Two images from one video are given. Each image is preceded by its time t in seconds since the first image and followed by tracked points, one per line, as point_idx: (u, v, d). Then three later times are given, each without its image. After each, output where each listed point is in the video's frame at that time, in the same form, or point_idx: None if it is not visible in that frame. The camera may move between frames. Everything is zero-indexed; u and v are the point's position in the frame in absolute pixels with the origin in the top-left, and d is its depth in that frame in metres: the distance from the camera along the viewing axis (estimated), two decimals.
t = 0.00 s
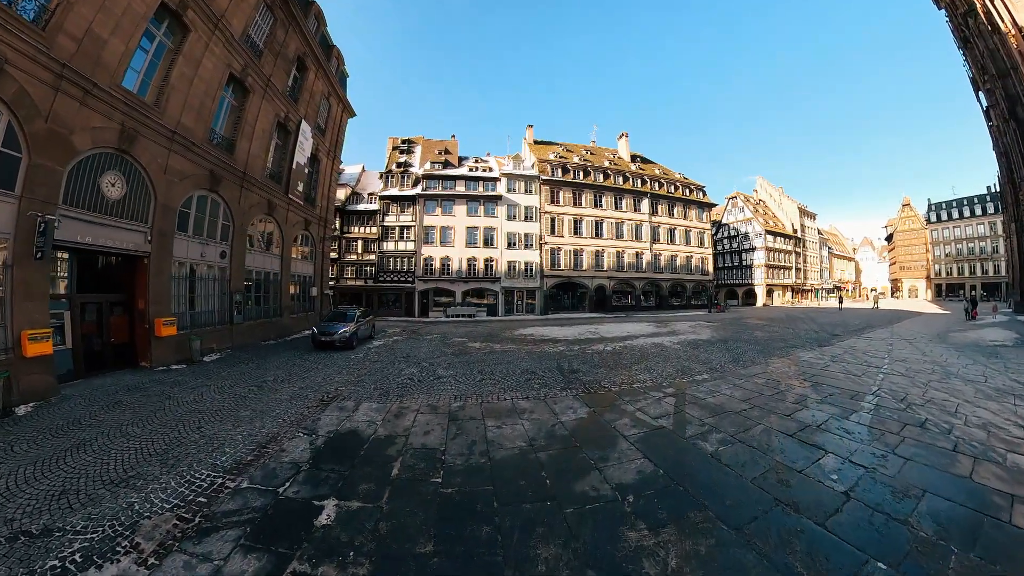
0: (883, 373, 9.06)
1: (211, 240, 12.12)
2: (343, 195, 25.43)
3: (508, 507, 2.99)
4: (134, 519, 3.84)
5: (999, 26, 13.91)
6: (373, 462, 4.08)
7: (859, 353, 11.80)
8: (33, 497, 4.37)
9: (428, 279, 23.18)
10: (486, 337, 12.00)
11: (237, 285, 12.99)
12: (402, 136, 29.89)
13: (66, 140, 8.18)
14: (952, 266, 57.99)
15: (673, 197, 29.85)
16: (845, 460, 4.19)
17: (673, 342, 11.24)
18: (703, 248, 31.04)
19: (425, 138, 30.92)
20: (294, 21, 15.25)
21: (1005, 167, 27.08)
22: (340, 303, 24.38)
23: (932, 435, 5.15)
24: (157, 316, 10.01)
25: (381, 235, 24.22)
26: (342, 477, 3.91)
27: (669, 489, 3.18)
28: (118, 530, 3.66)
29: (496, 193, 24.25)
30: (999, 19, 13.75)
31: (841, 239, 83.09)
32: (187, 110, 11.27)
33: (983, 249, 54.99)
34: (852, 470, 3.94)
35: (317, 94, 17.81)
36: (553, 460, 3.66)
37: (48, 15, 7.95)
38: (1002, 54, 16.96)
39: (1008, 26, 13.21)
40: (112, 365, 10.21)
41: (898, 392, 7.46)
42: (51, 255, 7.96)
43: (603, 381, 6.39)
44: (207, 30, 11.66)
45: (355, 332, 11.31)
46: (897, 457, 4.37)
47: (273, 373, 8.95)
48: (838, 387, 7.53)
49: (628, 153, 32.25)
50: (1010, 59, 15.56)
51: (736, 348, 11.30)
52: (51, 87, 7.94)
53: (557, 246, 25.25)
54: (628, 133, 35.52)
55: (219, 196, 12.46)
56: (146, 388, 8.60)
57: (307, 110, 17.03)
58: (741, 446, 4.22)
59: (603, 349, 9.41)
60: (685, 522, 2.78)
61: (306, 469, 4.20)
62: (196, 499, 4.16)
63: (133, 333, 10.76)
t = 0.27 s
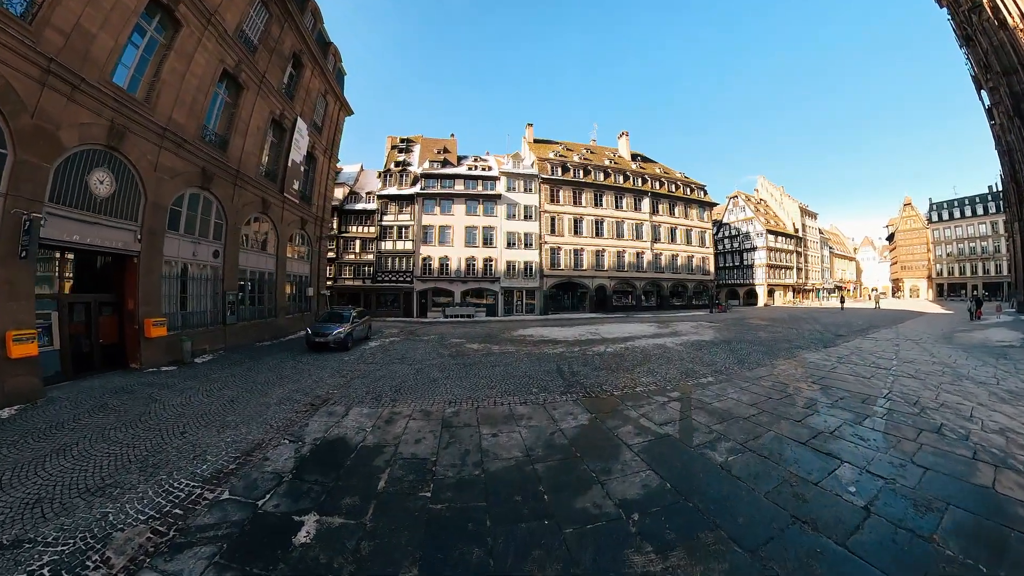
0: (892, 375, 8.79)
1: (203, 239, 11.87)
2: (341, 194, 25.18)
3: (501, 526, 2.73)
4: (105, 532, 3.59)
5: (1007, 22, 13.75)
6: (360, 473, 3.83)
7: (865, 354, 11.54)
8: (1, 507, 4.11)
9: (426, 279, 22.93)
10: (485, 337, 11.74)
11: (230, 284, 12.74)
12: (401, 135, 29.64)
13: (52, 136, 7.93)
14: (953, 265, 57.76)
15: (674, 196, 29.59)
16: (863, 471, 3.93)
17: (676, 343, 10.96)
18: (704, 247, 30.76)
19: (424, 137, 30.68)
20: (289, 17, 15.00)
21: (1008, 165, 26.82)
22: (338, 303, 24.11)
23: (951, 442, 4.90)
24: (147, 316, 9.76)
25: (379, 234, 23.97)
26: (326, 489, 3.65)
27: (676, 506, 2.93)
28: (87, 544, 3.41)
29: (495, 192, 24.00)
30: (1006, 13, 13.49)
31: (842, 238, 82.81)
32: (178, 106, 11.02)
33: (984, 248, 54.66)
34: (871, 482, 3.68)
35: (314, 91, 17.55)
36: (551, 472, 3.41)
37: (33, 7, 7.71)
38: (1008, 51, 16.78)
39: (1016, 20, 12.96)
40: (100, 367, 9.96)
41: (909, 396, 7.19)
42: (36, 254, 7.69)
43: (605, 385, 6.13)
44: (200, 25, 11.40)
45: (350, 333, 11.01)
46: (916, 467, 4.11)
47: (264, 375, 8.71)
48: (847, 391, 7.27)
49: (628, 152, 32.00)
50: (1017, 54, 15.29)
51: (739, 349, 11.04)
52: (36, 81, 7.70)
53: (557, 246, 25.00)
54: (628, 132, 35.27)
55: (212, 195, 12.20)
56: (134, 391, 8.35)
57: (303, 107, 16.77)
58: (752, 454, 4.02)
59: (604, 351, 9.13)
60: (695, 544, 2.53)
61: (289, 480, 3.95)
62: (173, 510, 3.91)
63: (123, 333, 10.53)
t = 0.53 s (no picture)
0: (901, 377, 8.53)
1: (195, 238, 11.59)
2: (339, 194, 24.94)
3: (490, 548, 2.48)
4: (71, 544, 3.34)
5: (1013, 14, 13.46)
6: (342, 485, 3.57)
7: (872, 355, 11.27)
8: None
9: (424, 279, 22.67)
10: (483, 338, 11.48)
11: (223, 284, 12.48)
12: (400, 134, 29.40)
13: (37, 131, 7.70)
14: (955, 265, 57.42)
15: (675, 195, 29.32)
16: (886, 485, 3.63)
17: (678, 344, 10.69)
18: (705, 247, 30.48)
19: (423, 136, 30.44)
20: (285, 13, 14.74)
21: (1012, 163, 26.51)
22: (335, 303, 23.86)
23: (971, 449, 4.63)
24: (136, 316, 9.52)
25: (377, 234, 23.71)
26: (305, 502, 3.40)
27: (684, 525, 2.67)
28: (50, 556, 3.16)
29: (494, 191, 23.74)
30: (1015, 6, 13.21)
31: (843, 238, 82.47)
32: (169, 102, 10.78)
33: (986, 247, 54.19)
34: (892, 496, 3.41)
35: (310, 89, 17.28)
36: (546, 486, 3.15)
37: None
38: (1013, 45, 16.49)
39: None
40: (88, 368, 9.69)
41: (922, 399, 6.92)
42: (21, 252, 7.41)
43: (605, 389, 5.87)
44: (192, 19, 11.16)
45: (344, 333, 10.60)
46: (938, 477, 3.84)
47: (254, 377, 8.45)
48: (857, 394, 6.99)
49: (629, 150, 31.73)
50: None
51: (743, 350, 10.76)
52: (21, 75, 7.46)
53: (557, 245, 24.74)
54: (628, 131, 35.01)
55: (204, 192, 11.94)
56: (121, 392, 8.10)
57: (299, 105, 16.50)
58: (765, 469, 3.69)
59: (604, 352, 8.87)
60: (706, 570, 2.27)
61: (267, 491, 3.70)
62: (146, 520, 3.67)
63: (112, 334, 10.26)
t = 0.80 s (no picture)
0: (913, 381, 8.22)
1: (185, 237, 11.29)
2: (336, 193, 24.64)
3: None
4: (26, 565, 3.06)
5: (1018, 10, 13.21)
6: (320, 505, 3.29)
7: (881, 357, 10.96)
8: None
9: (423, 279, 22.39)
10: (480, 340, 11.18)
11: (215, 284, 12.18)
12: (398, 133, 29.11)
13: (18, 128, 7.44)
14: (957, 265, 57.03)
15: (676, 194, 29.01)
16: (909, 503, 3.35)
17: (681, 347, 10.40)
18: (706, 246, 30.18)
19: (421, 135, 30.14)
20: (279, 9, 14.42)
21: (1016, 162, 26.25)
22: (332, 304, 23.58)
23: (999, 461, 4.32)
24: (123, 318, 9.25)
25: (375, 233, 23.41)
26: (279, 523, 3.11)
27: (693, 554, 2.40)
28: None
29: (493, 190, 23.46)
30: None
31: (844, 238, 82.12)
32: (158, 99, 10.49)
33: (987, 247, 53.82)
34: (919, 517, 3.11)
35: (305, 86, 16.96)
36: (541, 508, 2.86)
37: None
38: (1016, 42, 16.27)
39: None
40: (75, 370, 9.37)
41: (938, 405, 6.62)
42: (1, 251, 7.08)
43: (606, 395, 5.58)
44: (182, 14, 10.87)
45: (338, 335, 10.24)
46: (967, 494, 3.55)
47: (242, 381, 8.16)
48: (869, 400, 6.70)
49: (629, 149, 31.43)
50: None
51: (748, 353, 10.46)
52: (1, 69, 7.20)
53: (557, 245, 24.44)
54: (628, 129, 34.66)
55: (194, 191, 11.63)
56: (105, 396, 7.83)
57: (294, 103, 16.19)
58: (779, 488, 3.39)
59: (606, 355, 8.57)
60: None
61: (241, 508, 3.43)
62: (111, 537, 3.39)
63: (101, 335, 9.95)
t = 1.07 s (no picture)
0: (926, 384, 7.94)
1: (175, 236, 10.97)
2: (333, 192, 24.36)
3: None
4: None
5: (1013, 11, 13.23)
6: (299, 523, 3.00)
7: (889, 359, 10.69)
8: None
9: (421, 279, 22.11)
10: (479, 340, 10.90)
11: (207, 284, 11.87)
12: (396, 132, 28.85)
13: None
14: (958, 264, 56.73)
15: (677, 193, 28.75)
16: (937, 517, 3.11)
17: (686, 348, 10.10)
18: (707, 246, 29.90)
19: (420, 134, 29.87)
20: (275, 4, 14.10)
21: (1020, 160, 26.00)
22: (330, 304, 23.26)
23: None
24: (110, 318, 8.98)
25: (373, 233, 23.12)
26: (253, 543, 2.83)
27: None
28: None
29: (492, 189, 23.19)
30: None
31: (845, 238, 81.84)
32: (148, 93, 10.19)
33: (989, 247, 53.54)
34: (952, 535, 2.86)
35: (302, 83, 16.63)
36: (541, 528, 2.59)
37: None
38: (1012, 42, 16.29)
39: None
40: (60, 372, 8.98)
41: (954, 408, 6.35)
42: None
43: (610, 400, 5.29)
44: (173, 7, 10.55)
45: (332, 336, 9.91)
46: (1000, 508, 3.28)
47: (231, 383, 7.87)
48: (883, 404, 6.43)
49: (629, 148, 31.17)
50: None
51: (754, 355, 10.18)
52: None
53: (557, 244, 24.15)
54: (629, 128, 34.38)
55: (186, 188, 11.32)
56: (89, 400, 7.54)
57: (290, 99, 15.86)
58: (799, 504, 3.13)
59: (608, 357, 8.28)
60: None
61: (215, 525, 3.15)
62: (75, 555, 3.12)
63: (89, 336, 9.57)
